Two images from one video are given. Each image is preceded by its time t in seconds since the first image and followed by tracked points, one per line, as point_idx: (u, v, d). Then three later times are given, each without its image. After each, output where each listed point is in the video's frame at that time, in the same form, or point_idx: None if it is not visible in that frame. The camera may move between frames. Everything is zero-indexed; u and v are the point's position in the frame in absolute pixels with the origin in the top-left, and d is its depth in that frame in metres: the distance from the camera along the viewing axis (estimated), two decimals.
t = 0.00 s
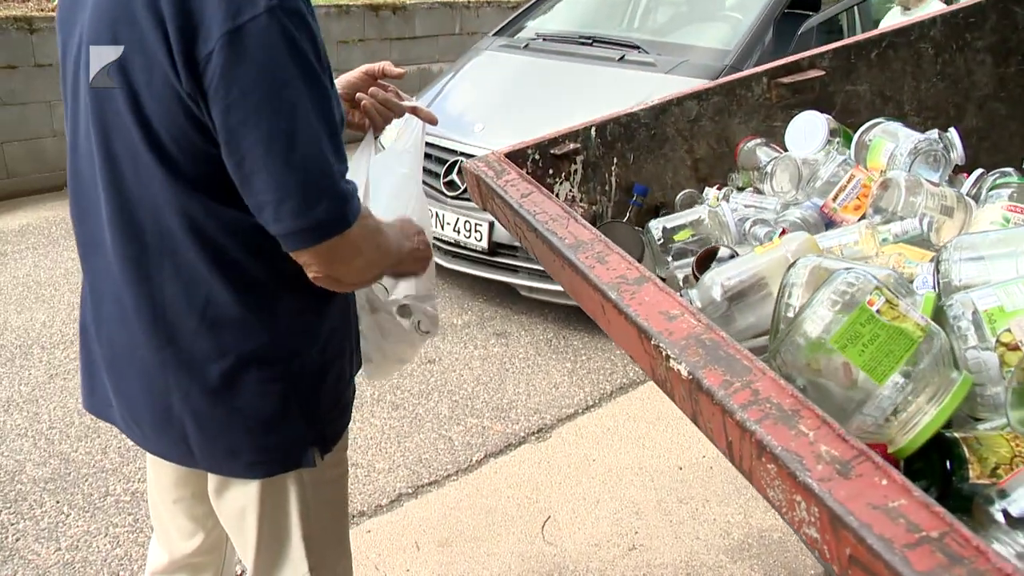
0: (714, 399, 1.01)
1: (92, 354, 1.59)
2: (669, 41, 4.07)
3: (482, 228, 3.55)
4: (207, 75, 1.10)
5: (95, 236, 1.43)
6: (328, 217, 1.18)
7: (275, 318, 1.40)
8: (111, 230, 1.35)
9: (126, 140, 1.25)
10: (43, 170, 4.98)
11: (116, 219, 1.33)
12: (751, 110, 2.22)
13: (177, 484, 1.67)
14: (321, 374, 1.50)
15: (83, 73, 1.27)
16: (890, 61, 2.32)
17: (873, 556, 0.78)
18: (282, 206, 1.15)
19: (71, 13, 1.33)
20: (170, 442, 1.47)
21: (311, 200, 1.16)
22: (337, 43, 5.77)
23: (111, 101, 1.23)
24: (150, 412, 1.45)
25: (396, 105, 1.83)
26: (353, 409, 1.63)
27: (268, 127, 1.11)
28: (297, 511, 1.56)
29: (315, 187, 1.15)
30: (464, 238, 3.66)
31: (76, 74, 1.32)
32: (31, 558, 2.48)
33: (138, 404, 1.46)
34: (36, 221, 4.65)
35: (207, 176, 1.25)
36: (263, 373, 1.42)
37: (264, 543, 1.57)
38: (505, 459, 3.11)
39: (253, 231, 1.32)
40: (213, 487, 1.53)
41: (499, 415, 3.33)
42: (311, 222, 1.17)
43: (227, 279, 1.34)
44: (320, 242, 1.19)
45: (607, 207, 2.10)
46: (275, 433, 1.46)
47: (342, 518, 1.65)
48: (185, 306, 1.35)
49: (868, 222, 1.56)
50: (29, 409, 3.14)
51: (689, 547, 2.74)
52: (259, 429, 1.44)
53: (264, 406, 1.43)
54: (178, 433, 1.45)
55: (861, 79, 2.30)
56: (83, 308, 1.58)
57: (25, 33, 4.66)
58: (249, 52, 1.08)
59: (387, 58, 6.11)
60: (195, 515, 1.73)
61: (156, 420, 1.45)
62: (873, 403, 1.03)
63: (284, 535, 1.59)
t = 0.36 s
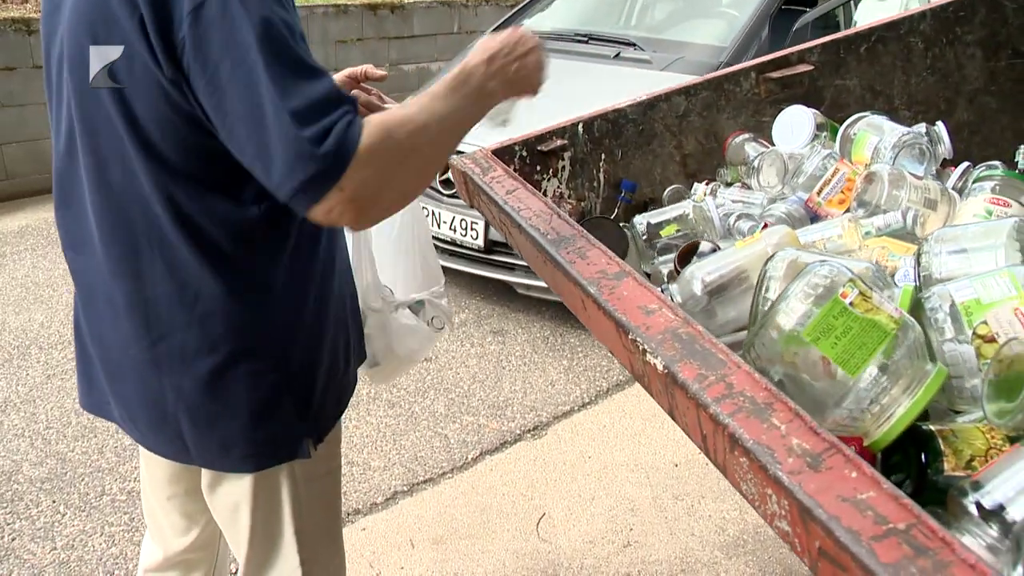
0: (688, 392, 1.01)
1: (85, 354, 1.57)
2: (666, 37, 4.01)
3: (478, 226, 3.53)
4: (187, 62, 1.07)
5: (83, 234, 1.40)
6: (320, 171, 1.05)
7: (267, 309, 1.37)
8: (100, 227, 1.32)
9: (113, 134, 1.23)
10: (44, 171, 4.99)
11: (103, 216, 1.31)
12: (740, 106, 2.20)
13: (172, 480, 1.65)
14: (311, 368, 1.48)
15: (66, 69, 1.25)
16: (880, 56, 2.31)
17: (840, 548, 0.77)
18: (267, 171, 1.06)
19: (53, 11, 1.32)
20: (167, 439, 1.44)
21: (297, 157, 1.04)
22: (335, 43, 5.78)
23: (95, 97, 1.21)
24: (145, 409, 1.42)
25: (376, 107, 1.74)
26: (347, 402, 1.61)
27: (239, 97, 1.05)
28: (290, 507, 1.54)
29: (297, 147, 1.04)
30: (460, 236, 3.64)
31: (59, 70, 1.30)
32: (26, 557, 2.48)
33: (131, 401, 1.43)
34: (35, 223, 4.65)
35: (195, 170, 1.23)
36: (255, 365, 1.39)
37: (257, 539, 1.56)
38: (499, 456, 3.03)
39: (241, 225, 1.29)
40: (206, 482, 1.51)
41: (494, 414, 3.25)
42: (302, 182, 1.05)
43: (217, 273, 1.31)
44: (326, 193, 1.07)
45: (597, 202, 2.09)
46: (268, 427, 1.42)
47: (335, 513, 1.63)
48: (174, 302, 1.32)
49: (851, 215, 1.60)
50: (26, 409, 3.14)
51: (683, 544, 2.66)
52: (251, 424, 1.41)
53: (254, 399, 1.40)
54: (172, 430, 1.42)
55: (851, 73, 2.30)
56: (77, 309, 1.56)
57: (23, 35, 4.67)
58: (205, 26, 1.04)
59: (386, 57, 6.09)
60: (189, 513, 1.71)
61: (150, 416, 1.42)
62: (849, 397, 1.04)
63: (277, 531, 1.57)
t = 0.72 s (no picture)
0: (678, 391, 1.01)
1: (86, 359, 1.55)
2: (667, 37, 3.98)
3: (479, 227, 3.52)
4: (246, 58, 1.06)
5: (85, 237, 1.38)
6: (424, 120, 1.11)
7: (271, 308, 1.36)
8: (105, 230, 1.29)
9: (120, 137, 1.20)
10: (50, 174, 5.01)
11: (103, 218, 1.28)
12: (738, 105, 2.19)
13: (168, 484, 1.66)
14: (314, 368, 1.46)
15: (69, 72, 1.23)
16: (878, 53, 2.31)
17: (826, 547, 0.77)
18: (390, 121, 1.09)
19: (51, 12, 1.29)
20: (169, 441, 1.43)
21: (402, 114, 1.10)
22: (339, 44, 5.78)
23: (104, 102, 1.19)
24: (147, 411, 1.40)
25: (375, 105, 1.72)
26: (349, 400, 1.60)
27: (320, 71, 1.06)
28: (289, 507, 1.54)
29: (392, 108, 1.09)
30: (462, 237, 3.64)
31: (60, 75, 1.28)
32: (30, 559, 2.49)
33: (133, 404, 1.42)
34: (40, 226, 4.66)
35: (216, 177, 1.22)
36: (258, 365, 1.37)
37: (257, 540, 1.55)
38: (501, 457, 3.03)
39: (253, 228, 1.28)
40: (207, 483, 1.50)
41: (497, 414, 3.25)
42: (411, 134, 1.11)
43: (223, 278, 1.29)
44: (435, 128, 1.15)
45: (595, 202, 2.10)
46: (269, 426, 1.41)
47: (335, 514, 1.63)
48: (176, 302, 1.30)
49: (847, 213, 1.62)
50: (30, 412, 3.15)
51: (685, 544, 2.65)
52: (252, 424, 1.40)
53: (255, 399, 1.39)
54: (174, 431, 1.41)
55: (850, 71, 2.29)
56: (74, 312, 1.52)
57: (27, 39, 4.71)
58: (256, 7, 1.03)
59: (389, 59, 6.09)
60: (188, 515, 1.71)
61: (152, 417, 1.41)
62: (841, 395, 1.03)
63: (277, 531, 1.57)
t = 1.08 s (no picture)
0: (675, 390, 1.01)
1: (92, 359, 1.55)
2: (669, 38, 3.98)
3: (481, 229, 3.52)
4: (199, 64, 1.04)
5: (93, 236, 1.38)
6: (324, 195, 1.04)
7: (273, 307, 1.35)
8: (113, 230, 1.30)
9: (121, 138, 1.20)
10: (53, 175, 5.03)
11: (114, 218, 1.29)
12: (739, 105, 2.20)
13: (171, 483, 1.64)
14: (317, 367, 1.46)
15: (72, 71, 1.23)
16: (879, 55, 2.31)
17: (822, 546, 0.77)
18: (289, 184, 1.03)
19: (57, 11, 1.29)
20: (174, 441, 1.43)
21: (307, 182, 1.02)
22: (341, 45, 5.79)
23: (103, 104, 1.19)
24: (152, 411, 1.40)
25: (376, 97, 1.77)
26: (349, 399, 1.60)
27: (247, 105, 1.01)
28: (295, 508, 1.53)
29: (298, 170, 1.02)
30: (464, 238, 3.64)
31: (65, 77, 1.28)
32: (32, 559, 2.49)
33: (137, 405, 1.42)
34: (43, 227, 4.67)
35: (207, 184, 1.22)
36: (264, 364, 1.37)
37: (262, 540, 1.55)
38: (502, 457, 3.04)
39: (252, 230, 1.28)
40: (212, 483, 1.49)
41: (498, 414, 3.25)
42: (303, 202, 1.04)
43: (227, 277, 1.30)
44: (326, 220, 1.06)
45: (595, 201, 2.09)
46: (274, 426, 1.41)
47: (339, 514, 1.62)
48: (180, 301, 1.31)
49: (846, 214, 1.62)
50: (32, 412, 3.15)
51: (686, 544, 2.65)
52: (257, 423, 1.39)
53: (259, 399, 1.38)
54: (179, 430, 1.41)
55: (850, 73, 2.29)
56: (81, 311, 1.53)
57: (31, 40, 4.71)
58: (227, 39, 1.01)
59: (392, 60, 6.10)
60: (191, 513, 1.70)
61: (156, 417, 1.41)
62: (838, 395, 1.04)
63: (282, 531, 1.56)
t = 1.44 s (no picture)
0: (686, 393, 1.01)
1: (88, 358, 1.55)
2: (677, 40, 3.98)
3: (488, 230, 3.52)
4: (199, 72, 1.08)
5: (91, 235, 1.38)
6: (328, 212, 1.16)
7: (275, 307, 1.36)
8: (110, 231, 1.30)
9: (120, 139, 1.21)
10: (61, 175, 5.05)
11: (110, 219, 1.29)
12: (748, 107, 2.20)
13: (171, 483, 1.64)
14: (318, 369, 1.47)
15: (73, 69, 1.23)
16: (888, 57, 2.31)
17: (835, 549, 0.77)
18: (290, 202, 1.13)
19: (59, 10, 1.29)
20: (171, 442, 1.42)
21: (315, 198, 1.14)
22: (348, 46, 5.80)
23: (101, 104, 1.20)
24: (151, 411, 1.40)
25: (374, 97, 1.80)
26: (350, 400, 1.60)
27: (261, 120, 1.09)
28: (294, 509, 1.53)
29: (308, 185, 1.13)
30: (471, 240, 3.64)
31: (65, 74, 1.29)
32: (40, 557, 2.50)
33: (136, 405, 1.41)
34: (51, 226, 4.69)
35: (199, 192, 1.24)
36: (261, 367, 1.38)
37: (261, 542, 1.54)
38: (508, 458, 3.04)
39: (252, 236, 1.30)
40: (210, 485, 1.49)
41: (505, 416, 3.25)
42: (307, 218, 1.14)
43: (226, 279, 1.31)
44: (323, 236, 1.17)
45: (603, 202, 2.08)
46: (277, 426, 1.42)
47: (338, 516, 1.61)
48: (181, 302, 1.31)
49: (855, 217, 1.62)
50: (40, 410, 3.17)
51: (693, 547, 2.65)
52: (259, 424, 1.40)
53: (263, 398, 1.39)
54: (178, 432, 1.40)
55: (859, 75, 2.29)
56: (81, 311, 1.53)
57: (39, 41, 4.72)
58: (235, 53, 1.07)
59: (399, 61, 6.11)
60: (191, 514, 1.70)
61: (155, 418, 1.40)
62: (849, 398, 1.04)
63: (281, 533, 1.56)
